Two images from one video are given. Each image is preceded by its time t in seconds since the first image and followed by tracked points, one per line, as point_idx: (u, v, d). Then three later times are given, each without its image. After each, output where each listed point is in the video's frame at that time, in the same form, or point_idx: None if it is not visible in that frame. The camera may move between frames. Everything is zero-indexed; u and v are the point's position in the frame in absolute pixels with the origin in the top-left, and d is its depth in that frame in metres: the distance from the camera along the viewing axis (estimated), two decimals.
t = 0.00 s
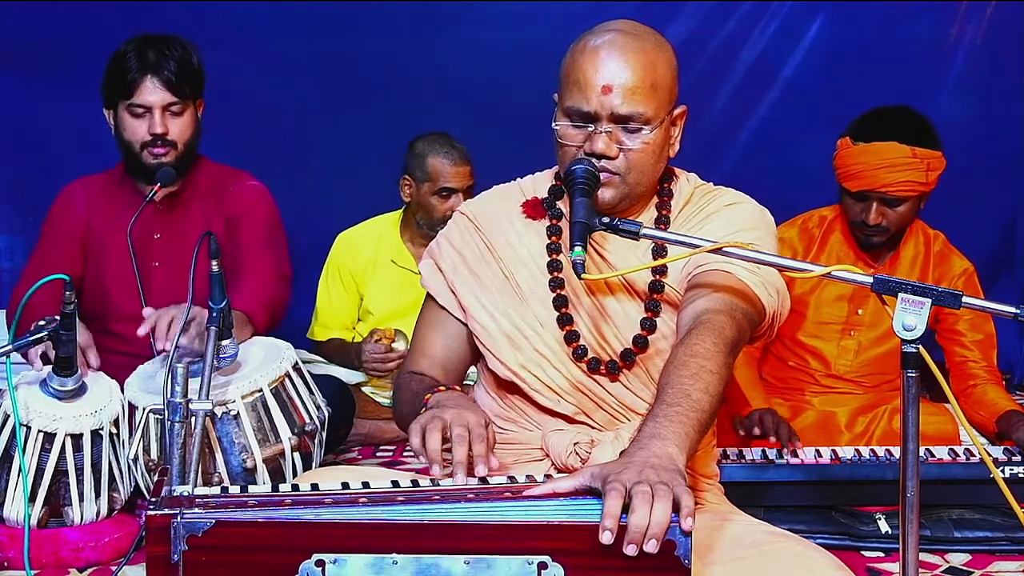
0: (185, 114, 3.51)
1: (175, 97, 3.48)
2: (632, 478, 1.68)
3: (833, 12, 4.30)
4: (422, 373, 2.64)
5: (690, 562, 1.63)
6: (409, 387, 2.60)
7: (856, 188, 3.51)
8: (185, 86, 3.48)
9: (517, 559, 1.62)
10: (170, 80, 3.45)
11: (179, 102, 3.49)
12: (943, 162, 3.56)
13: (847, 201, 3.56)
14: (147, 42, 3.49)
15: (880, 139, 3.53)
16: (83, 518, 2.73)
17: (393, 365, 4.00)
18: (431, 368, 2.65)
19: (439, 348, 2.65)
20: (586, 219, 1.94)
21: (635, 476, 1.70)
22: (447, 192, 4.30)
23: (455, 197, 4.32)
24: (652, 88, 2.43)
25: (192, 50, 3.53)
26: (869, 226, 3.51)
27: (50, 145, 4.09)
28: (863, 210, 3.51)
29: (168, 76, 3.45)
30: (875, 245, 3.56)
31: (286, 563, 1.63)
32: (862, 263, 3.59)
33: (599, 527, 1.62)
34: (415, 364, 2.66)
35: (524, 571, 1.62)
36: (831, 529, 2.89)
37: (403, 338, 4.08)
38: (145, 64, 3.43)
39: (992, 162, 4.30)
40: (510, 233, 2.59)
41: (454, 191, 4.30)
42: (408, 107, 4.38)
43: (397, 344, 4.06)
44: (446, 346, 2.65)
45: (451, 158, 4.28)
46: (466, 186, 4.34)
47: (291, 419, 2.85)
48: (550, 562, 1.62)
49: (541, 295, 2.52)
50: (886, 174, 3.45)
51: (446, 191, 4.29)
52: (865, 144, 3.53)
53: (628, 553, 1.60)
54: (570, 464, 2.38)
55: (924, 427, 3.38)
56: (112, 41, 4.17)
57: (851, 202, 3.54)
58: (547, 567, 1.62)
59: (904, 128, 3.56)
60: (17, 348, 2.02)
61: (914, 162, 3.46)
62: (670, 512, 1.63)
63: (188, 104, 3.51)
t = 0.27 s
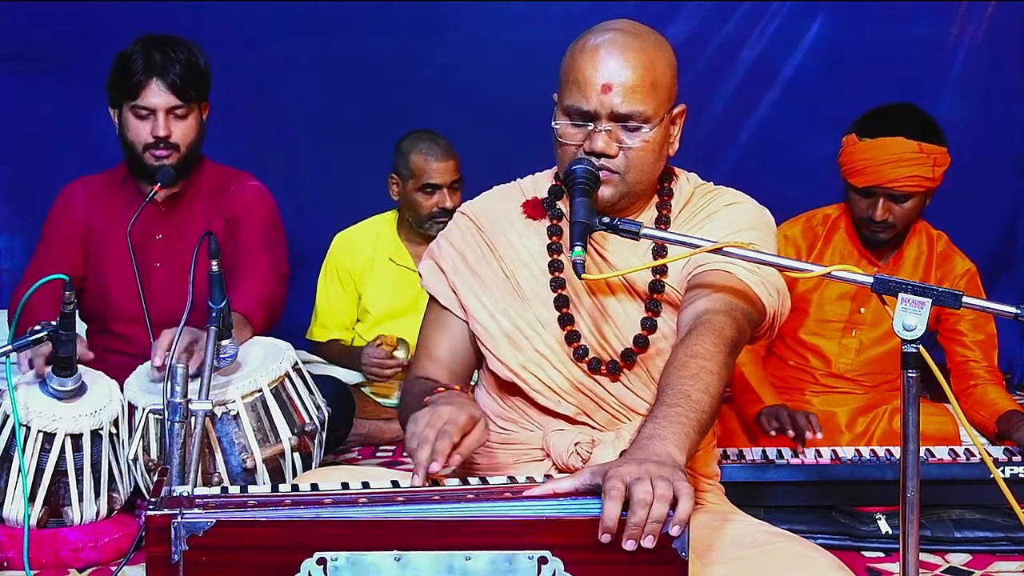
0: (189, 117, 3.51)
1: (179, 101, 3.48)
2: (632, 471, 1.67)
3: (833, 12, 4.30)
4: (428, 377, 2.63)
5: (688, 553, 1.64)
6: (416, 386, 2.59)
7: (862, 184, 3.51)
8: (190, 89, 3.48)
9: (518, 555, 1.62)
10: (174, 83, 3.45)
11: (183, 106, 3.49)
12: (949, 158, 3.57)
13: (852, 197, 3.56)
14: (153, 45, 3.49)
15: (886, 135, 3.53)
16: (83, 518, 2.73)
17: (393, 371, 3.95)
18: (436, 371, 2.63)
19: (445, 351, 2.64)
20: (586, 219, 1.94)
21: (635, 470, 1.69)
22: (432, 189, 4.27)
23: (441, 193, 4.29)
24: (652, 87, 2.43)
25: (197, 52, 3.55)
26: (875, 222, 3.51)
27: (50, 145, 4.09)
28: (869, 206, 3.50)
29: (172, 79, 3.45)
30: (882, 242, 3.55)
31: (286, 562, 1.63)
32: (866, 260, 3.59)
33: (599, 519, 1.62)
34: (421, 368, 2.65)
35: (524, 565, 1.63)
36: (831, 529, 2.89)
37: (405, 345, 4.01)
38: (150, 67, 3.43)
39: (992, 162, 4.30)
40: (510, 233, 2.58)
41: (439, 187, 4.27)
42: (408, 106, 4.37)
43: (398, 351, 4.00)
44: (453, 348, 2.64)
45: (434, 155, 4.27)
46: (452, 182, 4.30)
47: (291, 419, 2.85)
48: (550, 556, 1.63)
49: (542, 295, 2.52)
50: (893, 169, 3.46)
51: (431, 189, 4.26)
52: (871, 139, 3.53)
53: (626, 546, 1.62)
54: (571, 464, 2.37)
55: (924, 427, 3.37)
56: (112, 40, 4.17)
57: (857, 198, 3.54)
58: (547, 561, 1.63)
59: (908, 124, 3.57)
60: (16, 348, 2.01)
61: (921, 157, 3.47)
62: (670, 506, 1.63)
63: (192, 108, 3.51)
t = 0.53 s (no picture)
0: (190, 120, 3.51)
1: (182, 103, 3.48)
2: (631, 474, 1.68)
3: (834, 12, 4.30)
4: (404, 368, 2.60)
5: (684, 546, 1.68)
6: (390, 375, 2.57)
7: (865, 179, 3.51)
8: (192, 91, 3.48)
9: (517, 548, 1.64)
10: (177, 86, 3.46)
11: (186, 108, 3.49)
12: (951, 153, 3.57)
13: (855, 194, 3.56)
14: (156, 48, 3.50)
15: (887, 130, 3.54)
16: (83, 518, 2.74)
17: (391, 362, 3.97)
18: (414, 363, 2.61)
19: (425, 342, 2.62)
20: (586, 219, 1.94)
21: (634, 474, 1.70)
22: (410, 184, 4.22)
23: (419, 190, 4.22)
24: (653, 88, 2.43)
25: (200, 54, 3.56)
26: (877, 219, 3.51)
27: (50, 145, 4.09)
28: (871, 202, 3.51)
29: (175, 82, 3.45)
30: (885, 239, 3.55)
31: (286, 562, 1.64)
32: (868, 258, 3.60)
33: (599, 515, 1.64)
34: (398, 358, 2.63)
35: (523, 559, 1.64)
36: (831, 529, 2.90)
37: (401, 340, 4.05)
38: (154, 69, 3.44)
39: (993, 162, 4.30)
40: (510, 234, 2.59)
41: (416, 183, 4.21)
42: (408, 106, 4.38)
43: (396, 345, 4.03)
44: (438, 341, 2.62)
45: (416, 151, 4.21)
46: (433, 180, 4.23)
47: (291, 419, 2.85)
48: (550, 548, 1.65)
49: (541, 295, 2.52)
50: (895, 164, 3.46)
51: (406, 185, 4.21)
52: (873, 135, 3.54)
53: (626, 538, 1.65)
54: (571, 463, 2.38)
55: (924, 427, 3.38)
56: (112, 40, 4.17)
57: (859, 194, 3.54)
58: (547, 553, 1.64)
59: (909, 121, 3.57)
60: (17, 348, 2.02)
61: (922, 152, 3.47)
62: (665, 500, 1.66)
63: (194, 110, 3.51)
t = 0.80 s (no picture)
0: (194, 122, 3.52)
1: (185, 105, 3.49)
2: (631, 475, 1.69)
3: (833, 12, 4.31)
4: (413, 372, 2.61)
5: (689, 563, 1.63)
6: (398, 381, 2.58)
7: (864, 178, 3.51)
8: (196, 92, 3.49)
9: (517, 561, 1.62)
10: (181, 87, 3.46)
11: (189, 109, 3.50)
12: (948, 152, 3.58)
13: (853, 194, 3.56)
14: (160, 49, 3.50)
15: (885, 130, 3.55)
16: (83, 518, 2.74)
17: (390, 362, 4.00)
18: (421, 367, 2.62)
19: (431, 345, 2.63)
20: (586, 219, 1.94)
21: (633, 474, 1.70)
22: (402, 180, 4.24)
23: (411, 187, 4.24)
24: (651, 88, 2.44)
25: (206, 56, 3.57)
26: (875, 217, 3.51)
27: (50, 145, 4.09)
28: (870, 201, 3.51)
29: (179, 83, 3.45)
30: (883, 238, 3.55)
31: (286, 562, 1.64)
32: (866, 258, 3.60)
33: (599, 526, 1.62)
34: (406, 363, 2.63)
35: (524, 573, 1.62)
36: (831, 529, 2.89)
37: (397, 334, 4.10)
38: (159, 70, 3.45)
39: (992, 162, 4.30)
40: (509, 235, 2.59)
41: (408, 180, 4.23)
42: (408, 107, 4.38)
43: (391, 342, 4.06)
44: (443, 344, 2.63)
45: (414, 148, 4.22)
46: (425, 179, 4.23)
47: (291, 419, 2.86)
48: (550, 563, 1.62)
49: (540, 296, 2.53)
50: (894, 162, 3.46)
51: (399, 180, 4.24)
52: (871, 134, 3.55)
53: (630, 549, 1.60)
54: (571, 464, 2.38)
55: (924, 427, 3.38)
56: (112, 40, 4.18)
57: (857, 194, 3.54)
58: (547, 568, 1.62)
59: (906, 118, 3.59)
60: (17, 348, 2.02)
61: (920, 151, 3.48)
62: (668, 508, 1.64)
63: (198, 111, 3.52)
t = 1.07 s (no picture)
0: (193, 122, 3.52)
1: (184, 105, 3.49)
2: (631, 474, 1.68)
3: (833, 12, 4.30)
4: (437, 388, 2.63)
5: (690, 562, 1.63)
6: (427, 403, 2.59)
7: (859, 178, 3.52)
8: (195, 92, 3.49)
9: (516, 559, 1.62)
10: (180, 87, 3.46)
11: (189, 109, 3.50)
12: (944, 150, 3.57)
13: (851, 193, 3.56)
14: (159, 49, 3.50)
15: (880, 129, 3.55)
16: (83, 518, 2.73)
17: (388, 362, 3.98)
18: (444, 381, 2.64)
19: (452, 358, 2.63)
20: (585, 219, 1.94)
21: (634, 473, 1.70)
22: (412, 176, 4.24)
23: (419, 184, 4.24)
24: (650, 85, 2.44)
25: (204, 53, 3.57)
26: (872, 217, 3.51)
27: (48, 145, 4.08)
28: (866, 200, 3.51)
29: (178, 83, 3.45)
30: (880, 237, 3.55)
31: (286, 563, 1.63)
32: (866, 258, 3.59)
33: (598, 526, 1.62)
34: (430, 378, 2.64)
35: (523, 571, 1.62)
36: (831, 529, 2.88)
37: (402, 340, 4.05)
38: (157, 70, 3.44)
39: (993, 161, 4.30)
40: (508, 236, 2.59)
41: (418, 177, 4.23)
42: (408, 106, 4.38)
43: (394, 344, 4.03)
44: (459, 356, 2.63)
45: (427, 146, 4.24)
46: (435, 178, 4.24)
47: (291, 419, 2.85)
48: (550, 561, 1.62)
49: (540, 297, 2.52)
50: (888, 161, 3.46)
51: (409, 176, 4.25)
52: (866, 134, 3.55)
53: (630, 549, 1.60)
54: (572, 464, 2.38)
55: (924, 427, 3.37)
56: (112, 40, 4.17)
57: (855, 193, 3.55)
58: (547, 567, 1.62)
59: (902, 117, 3.59)
60: (17, 348, 2.02)
61: (915, 150, 3.47)
62: (669, 509, 1.63)
63: (197, 111, 3.52)
